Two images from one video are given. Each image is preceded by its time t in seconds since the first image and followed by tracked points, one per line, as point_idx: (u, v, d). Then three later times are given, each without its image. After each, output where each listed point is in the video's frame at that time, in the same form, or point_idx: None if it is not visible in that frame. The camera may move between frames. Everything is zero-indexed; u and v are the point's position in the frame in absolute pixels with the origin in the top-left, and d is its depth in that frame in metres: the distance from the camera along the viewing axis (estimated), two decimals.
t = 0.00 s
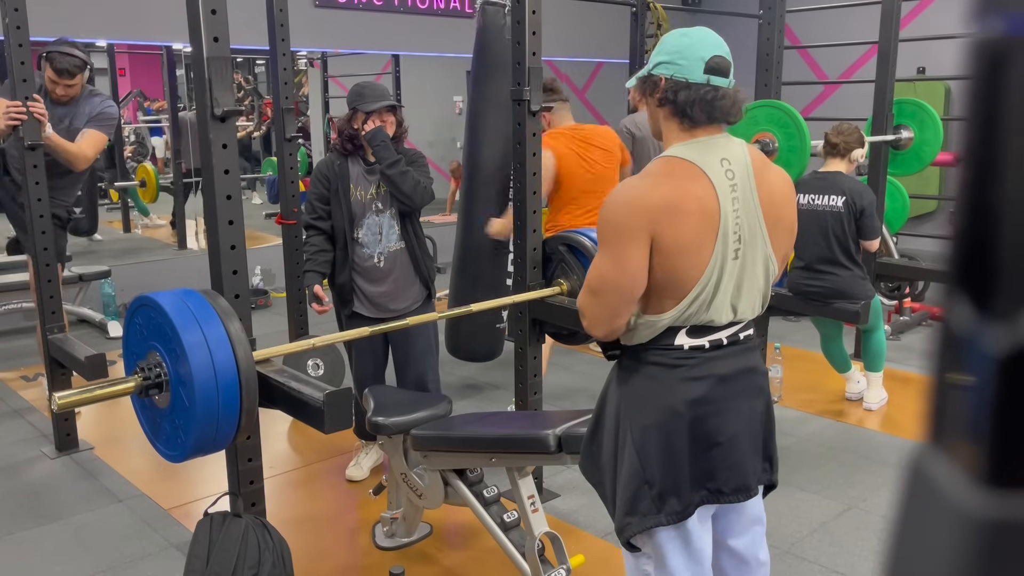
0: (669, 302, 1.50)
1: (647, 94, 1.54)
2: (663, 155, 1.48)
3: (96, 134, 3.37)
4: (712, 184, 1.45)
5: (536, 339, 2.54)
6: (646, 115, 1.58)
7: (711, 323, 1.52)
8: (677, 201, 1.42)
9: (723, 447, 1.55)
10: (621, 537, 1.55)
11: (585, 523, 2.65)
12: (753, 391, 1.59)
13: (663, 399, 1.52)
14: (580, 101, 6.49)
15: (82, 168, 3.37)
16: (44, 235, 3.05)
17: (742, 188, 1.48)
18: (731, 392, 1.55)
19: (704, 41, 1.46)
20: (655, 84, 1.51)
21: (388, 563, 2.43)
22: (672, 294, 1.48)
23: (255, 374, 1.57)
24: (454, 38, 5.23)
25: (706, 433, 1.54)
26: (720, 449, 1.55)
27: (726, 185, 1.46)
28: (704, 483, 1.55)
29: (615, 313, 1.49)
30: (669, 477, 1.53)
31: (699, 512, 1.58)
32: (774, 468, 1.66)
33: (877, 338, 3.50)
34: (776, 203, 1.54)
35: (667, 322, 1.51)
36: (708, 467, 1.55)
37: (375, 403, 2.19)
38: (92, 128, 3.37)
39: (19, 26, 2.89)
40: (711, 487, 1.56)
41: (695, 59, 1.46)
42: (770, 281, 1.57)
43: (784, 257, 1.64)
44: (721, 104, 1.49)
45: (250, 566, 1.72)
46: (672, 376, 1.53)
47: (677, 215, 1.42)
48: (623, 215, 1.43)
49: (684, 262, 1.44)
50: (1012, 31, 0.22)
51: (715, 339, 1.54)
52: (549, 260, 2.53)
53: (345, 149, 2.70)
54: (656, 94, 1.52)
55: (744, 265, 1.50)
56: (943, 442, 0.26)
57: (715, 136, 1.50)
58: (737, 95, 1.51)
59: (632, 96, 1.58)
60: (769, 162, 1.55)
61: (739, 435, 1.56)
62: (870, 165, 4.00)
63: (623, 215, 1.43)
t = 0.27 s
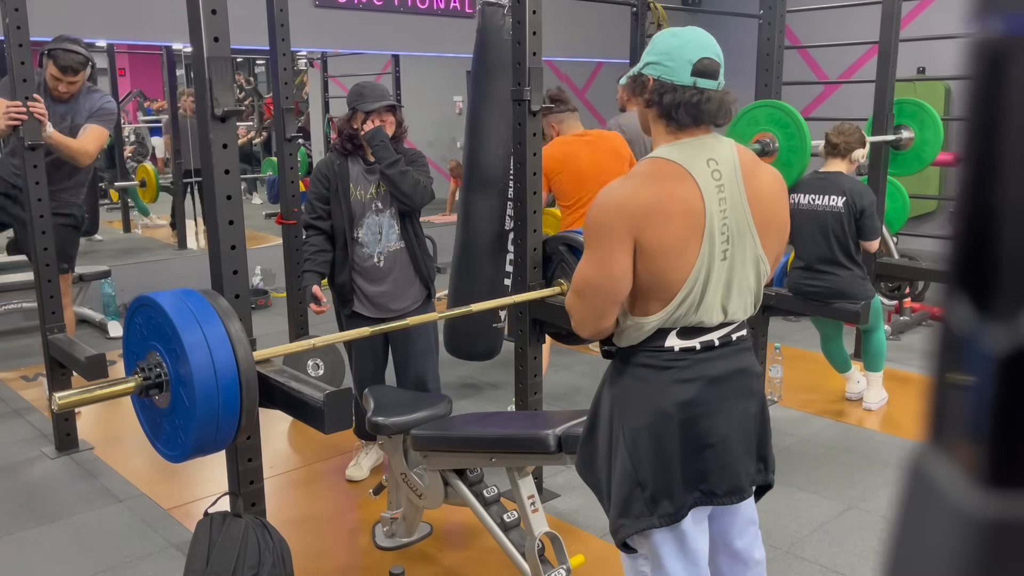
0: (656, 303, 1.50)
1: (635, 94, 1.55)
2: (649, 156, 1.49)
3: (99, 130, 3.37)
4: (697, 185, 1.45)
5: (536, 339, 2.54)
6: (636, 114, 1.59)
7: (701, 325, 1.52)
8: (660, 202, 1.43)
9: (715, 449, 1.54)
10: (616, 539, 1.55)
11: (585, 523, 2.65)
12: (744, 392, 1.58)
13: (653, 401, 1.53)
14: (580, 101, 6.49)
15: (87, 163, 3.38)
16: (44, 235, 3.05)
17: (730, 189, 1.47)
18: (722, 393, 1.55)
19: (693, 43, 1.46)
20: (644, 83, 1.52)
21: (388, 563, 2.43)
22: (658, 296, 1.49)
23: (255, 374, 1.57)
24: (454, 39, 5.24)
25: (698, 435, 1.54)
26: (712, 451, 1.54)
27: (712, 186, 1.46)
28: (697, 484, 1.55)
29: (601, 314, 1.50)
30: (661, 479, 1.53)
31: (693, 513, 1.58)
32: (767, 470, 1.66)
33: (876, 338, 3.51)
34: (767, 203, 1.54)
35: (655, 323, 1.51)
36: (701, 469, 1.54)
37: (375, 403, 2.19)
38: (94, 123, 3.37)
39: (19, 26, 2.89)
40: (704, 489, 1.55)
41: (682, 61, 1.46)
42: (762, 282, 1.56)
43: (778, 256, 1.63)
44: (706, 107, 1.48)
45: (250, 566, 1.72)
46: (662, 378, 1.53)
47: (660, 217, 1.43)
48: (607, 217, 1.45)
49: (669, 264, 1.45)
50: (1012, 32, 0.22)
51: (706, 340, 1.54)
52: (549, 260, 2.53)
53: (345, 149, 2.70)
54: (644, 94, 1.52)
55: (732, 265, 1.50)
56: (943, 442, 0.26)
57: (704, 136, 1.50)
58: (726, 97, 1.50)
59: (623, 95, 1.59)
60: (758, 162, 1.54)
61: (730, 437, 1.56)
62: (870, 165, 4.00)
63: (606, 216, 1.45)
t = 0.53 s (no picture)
0: (646, 304, 1.51)
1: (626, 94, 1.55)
2: (638, 157, 1.49)
3: (90, 125, 3.37)
4: (685, 185, 1.45)
5: (536, 339, 2.54)
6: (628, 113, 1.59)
7: (691, 326, 1.52)
8: (648, 203, 1.43)
9: (708, 451, 1.54)
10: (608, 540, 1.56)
11: (585, 523, 2.65)
12: (738, 394, 1.57)
13: (645, 402, 1.53)
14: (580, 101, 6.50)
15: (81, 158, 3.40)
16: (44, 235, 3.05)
17: (718, 189, 1.47)
18: (715, 395, 1.54)
19: (681, 42, 1.46)
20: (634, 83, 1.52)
21: (388, 564, 2.43)
22: (648, 296, 1.49)
23: (255, 374, 1.57)
24: (454, 39, 5.24)
25: (691, 436, 1.54)
26: (705, 453, 1.54)
27: (701, 186, 1.46)
28: (690, 486, 1.55)
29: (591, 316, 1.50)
30: (653, 481, 1.53)
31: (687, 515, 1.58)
32: (764, 471, 1.65)
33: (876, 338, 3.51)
34: (758, 203, 1.53)
35: (646, 324, 1.52)
36: (694, 471, 1.54)
37: (375, 403, 2.19)
38: (84, 119, 3.38)
39: (19, 26, 2.88)
40: (697, 491, 1.55)
41: (671, 61, 1.46)
42: (754, 282, 1.56)
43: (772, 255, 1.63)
44: (695, 107, 1.48)
45: (250, 566, 1.72)
46: (654, 380, 1.53)
47: (648, 218, 1.43)
48: (595, 219, 1.45)
49: (657, 265, 1.45)
50: (1012, 32, 0.22)
51: (697, 342, 1.54)
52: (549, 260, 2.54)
53: (345, 148, 2.70)
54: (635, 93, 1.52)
55: (723, 266, 1.50)
56: (942, 442, 0.26)
57: (693, 137, 1.50)
58: (717, 98, 1.49)
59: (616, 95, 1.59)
60: (751, 163, 1.53)
61: (724, 439, 1.55)
62: (870, 165, 4.00)
63: (594, 218, 1.45)
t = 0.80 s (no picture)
0: (638, 304, 1.51)
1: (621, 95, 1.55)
2: (631, 158, 1.49)
3: (80, 119, 3.39)
4: (676, 185, 1.45)
5: (536, 339, 2.54)
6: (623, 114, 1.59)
7: (686, 326, 1.52)
8: (639, 204, 1.44)
9: (703, 453, 1.54)
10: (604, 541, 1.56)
11: (585, 523, 2.65)
12: (732, 395, 1.57)
13: (639, 404, 1.53)
14: (581, 102, 6.50)
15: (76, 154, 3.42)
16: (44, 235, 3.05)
17: (711, 188, 1.47)
18: (710, 397, 1.54)
19: (674, 41, 1.47)
20: (628, 83, 1.52)
21: (388, 564, 2.43)
22: (639, 297, 1.50)
23: (255, 374, 1.57)
24: (454, 39, 5.24)
25: (685, 438, 1.53)
26: (699, 455, 1.54)
27: (692, 186, 1.46)
28: (685, 488, 1.55)
29: (582, 316, 1.51)
30: (648, 483, 1.53)
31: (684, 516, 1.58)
32: (761, 473, 1.64)
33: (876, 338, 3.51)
34: (752, 203, 1.52)
35: (638, 325, 1.52)
36: (688, 472, 1.54)
37: (375, 403, 2.19)
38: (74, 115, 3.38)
39: (19, 26, 2.88)
40: (692, 492, 1.55)
41: (664, 60, 1.46)
42: (748, 283, 1.55)
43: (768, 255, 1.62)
44: (688, 106, 1.48)
45: (250, 566, 1.72)
46: (648, 381, 1.53)
47: (639, 218, 1.44)
48: (587, 219, 1.46)
49: (648, 265, 1.46)
50: (1012, 31, 0.22)
51: (692, 343, 1.54)
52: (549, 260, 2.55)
53: (343, 149, 2.70)
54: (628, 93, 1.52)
55: (716, 266, 1.49)
56: (942, 443, 0.26)
57: (687, 137, 1.50)
58: (711, 97, 1.50)
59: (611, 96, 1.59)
60: (744, 163, 1.52)
61: (719, 440, 1.54)
62: (870, 165, 4.00)
63: (585, 218, 1.46)
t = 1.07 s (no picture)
0: (634, 305, 1.52)
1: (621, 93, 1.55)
2: (627, 158, 1.50)
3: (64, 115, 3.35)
4: (672, 186, 1.45)
5: (536, 339, 2.54)
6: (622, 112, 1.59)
7: (684, 327, 1.52)
8: (634, 205, 1.44)
9: (699, 454, 1.53)
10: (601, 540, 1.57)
11: (585, 523, 2.65)
12: (728, 398, 1.56)
13: (635, 405, 1.53)
14: (581, 102, 6.50)
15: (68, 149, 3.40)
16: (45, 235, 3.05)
17: (707, 188, 1.47)
18: (707, 398, 1.54)
19: (677, 42, 1.47)
20: (628, 81, 1.52)
21: (388, 564, 2.43)
22: (635, 297, 1.51)
23: (255, 374, 1.57)
24: (454, 39, 5.24)
25: (682, 439, 1.53)
26: (696, 457, 1.54)
27: (688, 187, 1.46)
28: (681, 489, 1.55)
29: (578, 316, 1.53)
30: (643, 484, 1.53)
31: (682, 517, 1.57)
32: (756, 476, 1.64)
33: (876, 338, 3.51)
34: (749, 203, 1.51)
35: (635, 325, 1.53)
36: (684, 474, 1.54)
37: (375, 403, 2.19)
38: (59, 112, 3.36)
39: (19, 26, 2.88)
40: (688, 495, 1.55)
41: (666, 60, 1.47)
42: (746, 283, 1.55)
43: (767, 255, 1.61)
44: (687, 107, 1.48)
45: (250, 566, 1.72)
46: (644, 383, 1.53)
47: (634, 219, 1.44)
48: (582, 220, 1.47)
49: (643, 266, 1.46)
50: (1013, 31, 0.22)
51: (691, 344, 1.54)
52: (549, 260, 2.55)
53: (342, 148, 2.70)
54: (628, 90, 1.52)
55: (712, 267, 1.49)
56: (942, 443, 0.26)
57: (684, 137, 1.50)
58: (711, 100, 1.50)
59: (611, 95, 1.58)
60: (742, 163, 1.52)
61: (714, 443, 1.54)
62: (870, 165, 4.00)
63: (581, 219, 1.47)
